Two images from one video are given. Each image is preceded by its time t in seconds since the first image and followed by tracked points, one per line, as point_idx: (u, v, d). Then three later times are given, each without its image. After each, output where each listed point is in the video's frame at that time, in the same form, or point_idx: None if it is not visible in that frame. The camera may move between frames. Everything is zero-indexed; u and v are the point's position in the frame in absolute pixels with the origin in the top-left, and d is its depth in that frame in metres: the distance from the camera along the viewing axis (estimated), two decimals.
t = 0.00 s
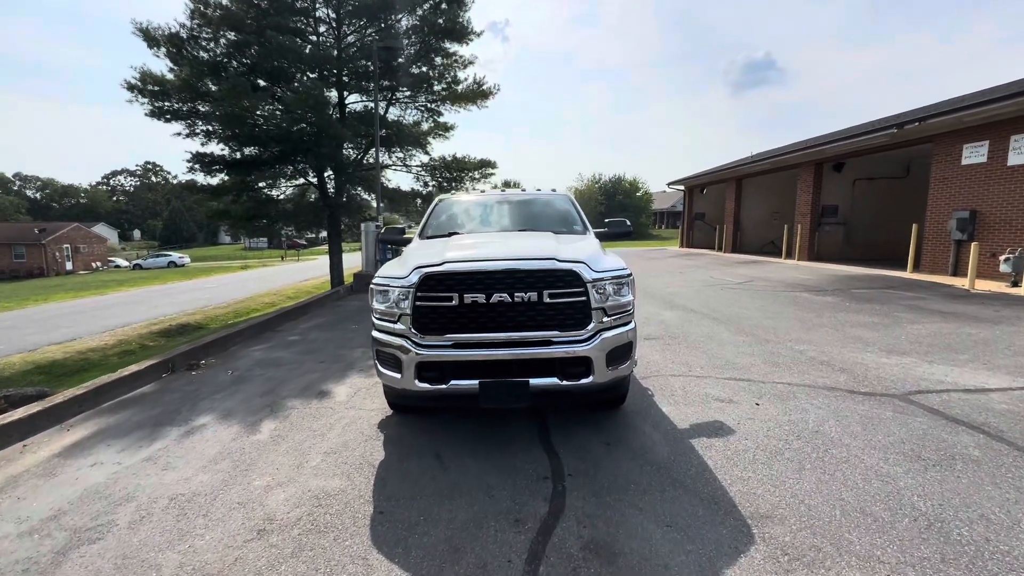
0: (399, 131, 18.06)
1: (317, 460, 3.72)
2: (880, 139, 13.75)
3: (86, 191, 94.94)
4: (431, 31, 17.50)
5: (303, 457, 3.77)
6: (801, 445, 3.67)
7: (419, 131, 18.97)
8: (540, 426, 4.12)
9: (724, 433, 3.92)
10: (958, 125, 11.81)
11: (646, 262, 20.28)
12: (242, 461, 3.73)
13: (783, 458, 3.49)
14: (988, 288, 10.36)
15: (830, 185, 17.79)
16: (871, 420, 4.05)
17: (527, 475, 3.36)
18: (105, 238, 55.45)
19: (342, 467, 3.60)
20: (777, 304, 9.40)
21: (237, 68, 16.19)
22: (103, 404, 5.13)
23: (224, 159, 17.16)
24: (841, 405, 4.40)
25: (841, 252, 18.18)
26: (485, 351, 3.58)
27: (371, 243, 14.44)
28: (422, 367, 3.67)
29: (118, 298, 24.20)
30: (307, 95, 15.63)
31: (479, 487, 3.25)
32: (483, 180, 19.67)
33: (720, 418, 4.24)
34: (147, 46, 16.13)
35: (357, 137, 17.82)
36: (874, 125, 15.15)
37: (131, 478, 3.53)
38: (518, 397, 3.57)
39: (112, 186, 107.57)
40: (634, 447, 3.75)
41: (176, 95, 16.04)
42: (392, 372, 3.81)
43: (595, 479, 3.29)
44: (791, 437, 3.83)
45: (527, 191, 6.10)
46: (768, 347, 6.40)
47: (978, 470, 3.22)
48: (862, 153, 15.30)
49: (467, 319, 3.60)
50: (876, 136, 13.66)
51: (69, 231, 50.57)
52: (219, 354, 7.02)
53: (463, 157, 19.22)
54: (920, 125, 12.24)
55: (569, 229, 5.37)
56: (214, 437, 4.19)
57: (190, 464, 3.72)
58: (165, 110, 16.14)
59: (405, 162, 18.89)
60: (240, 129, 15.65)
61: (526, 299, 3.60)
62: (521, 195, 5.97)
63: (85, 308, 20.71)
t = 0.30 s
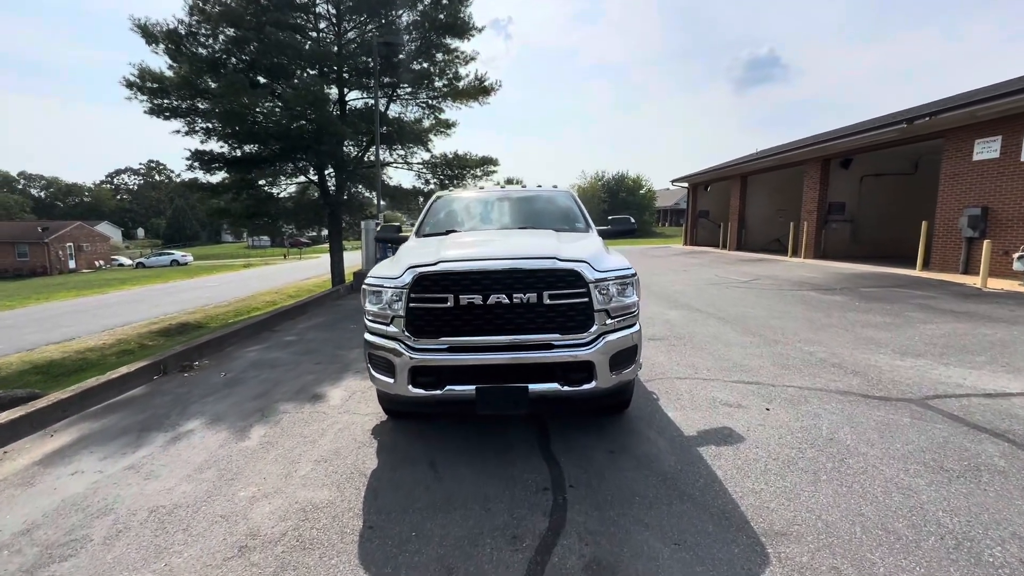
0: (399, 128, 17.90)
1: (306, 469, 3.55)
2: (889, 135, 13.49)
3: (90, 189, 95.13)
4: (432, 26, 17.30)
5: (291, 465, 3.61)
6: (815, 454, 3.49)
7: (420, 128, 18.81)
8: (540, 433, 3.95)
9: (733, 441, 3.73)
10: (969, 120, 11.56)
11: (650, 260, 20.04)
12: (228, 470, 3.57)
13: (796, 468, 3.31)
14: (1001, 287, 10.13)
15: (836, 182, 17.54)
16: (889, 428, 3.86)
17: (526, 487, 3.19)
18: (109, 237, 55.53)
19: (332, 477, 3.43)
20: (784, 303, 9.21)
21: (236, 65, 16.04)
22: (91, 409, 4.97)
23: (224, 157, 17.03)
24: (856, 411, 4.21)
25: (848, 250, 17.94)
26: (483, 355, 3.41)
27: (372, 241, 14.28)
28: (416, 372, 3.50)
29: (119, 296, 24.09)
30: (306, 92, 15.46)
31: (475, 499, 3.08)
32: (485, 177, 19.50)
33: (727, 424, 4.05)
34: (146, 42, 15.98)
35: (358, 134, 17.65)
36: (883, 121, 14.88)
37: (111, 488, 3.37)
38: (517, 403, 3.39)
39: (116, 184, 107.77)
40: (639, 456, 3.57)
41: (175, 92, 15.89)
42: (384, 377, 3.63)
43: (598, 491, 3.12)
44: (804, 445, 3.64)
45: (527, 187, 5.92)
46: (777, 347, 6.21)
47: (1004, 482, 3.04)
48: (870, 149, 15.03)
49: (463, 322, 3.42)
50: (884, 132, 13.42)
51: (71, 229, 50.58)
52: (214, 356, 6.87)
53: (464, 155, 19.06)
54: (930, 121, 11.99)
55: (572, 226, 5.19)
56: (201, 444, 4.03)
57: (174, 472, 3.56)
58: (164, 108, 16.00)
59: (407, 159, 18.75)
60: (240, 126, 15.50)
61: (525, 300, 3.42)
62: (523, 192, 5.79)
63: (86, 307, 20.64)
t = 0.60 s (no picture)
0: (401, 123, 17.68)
1: (298, 479, 3.34)
2: (901, 128, 13.17)
3: (94, 187, 95.21)
4: (434, 21, 17.05)
5: (282, 475, 3.40)
6: (840, 464, 3.27)
7: (422, 124, 18.57)
8: (546, 440, 3.73)
9: (750, 450, 3.51)
10: (985, 112, 11.25)
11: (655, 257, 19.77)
12: (216, 480, 3.37)
13: (821, 480, 3.10)
14: (1018, 284, 9.85)
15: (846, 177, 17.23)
16: (916, 435, 3.64)
17: (532, 499, 2.98)
18: (112, 234, 55.52)
19: (324, 488, 3.22)
20: (796, 301, 8.95)
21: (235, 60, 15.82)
22: (78, 412, 4.78)
23: (224, 153, 16.83)
24: (880, 416, 3.99)
25: (857, 247, 17.64)
26: (485, 358, 3.19)
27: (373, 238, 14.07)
28: (414, 377, 3.28)
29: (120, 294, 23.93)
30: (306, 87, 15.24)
31: (477, 514, 2.87)
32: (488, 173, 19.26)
33: (743, 431, 3.83)
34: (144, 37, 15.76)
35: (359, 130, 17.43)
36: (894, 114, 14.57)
37: (91, 499, 3.17)
38: (522, 410, 3.18)
39: (120, 182, 107.85)
40: (651, 465, 3.35)
41: (175, 88, 15.68)
42: (381, 381, 3.42)
43: (609, 505, 2.90)
44: (827, 455, 3.42)
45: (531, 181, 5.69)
46: (792, 348, 5.97)
47: None
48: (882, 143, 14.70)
49: (464, 323, 3.21)
50: (896, 126, 13.11)
51: (75, 227, 50.50)
52: (209, 356, 6.67)
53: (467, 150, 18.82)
54: (944, 114, 11.68)
55: (578, 222, 4.96)
56: (189, 450, 3.82)
57: (159, 482, 3.36)
58: (163, 104, 15.80)
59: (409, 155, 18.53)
60: (240, 122, 15.30)
61: (531, 300, 3.20)
62: (526, 186, 5.56)
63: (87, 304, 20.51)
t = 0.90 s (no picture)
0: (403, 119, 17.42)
1: (290, 495, 3.12)
2: (916, 122, 12.84)
3: (98, 184, 95.50)
4: (436, 15, 16.77)
5: (274, 490, 3.18)
6: (874, 481, 3.03)
7: (425, 119, 18.31)
8: (555, 453, 3.51)
9: (773, 464, 3.27)
10: (1004, 105, 10.92)
11: (661, 254, 19.50)
12: (203, 495, 3.16)
13: (854, 499, 2.86)
14: None
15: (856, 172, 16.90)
16: (952, 446, 3.41)
17: (541, 520, 2.76)
18: (116, 231, 55.57)
19: (318, 506, 3.00)
20: (810, 300, 8.68)
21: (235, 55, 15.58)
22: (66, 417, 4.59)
23: (225, 150, 16.61)
24: (910, 426, 3.75)
25: (868, 244, 17.31)
26: (490, 366, 2.96)
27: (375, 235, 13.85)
28: (413, 386, 3.06)
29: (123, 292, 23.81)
30: (306, 82, 14.98)
31: (481, 536, 2.65)
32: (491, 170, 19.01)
33: (766, 442, 3.58)
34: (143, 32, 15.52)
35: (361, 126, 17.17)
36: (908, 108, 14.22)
37: (69, 516, 2.97)
38: (530, 422, 2.95)
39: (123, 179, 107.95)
40: (670, 481, 3.11)
41: (174, 84, 15.44)
42: (378, 390, 3.20)
43: (625, 527, 2.67)
44: (858, 470, 3.18)
45: (536, 176, 5.45)
46: (809, 350, 5.73)
47: None
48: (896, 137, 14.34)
49: (467, 328, 2.98)
50: (910, 120, 12.78)
51: (78, 224, 50.40)
52: (205, 358, 6.47)
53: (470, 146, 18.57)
54: (961, 107, 11.34)
55: (586, 218, 4.73)
56: (177, 461, 3.61)
57: (142, 497, 3.15)
58: (163, 100, 15.59)
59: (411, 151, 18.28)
60: (240, 118, 15.05)
61: (539, 303, 2.97)
62: (532, 181, 5.32)
63: (89, 302, 20.40)
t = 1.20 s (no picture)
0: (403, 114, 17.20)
1: (280, 509, 2.93)
2: (926, 116, 12.57)
3: (100, 181, 95.48)
4: (437, 8, 16.49)
5: (263, 503, 3.00)
6: (902, 495, 2.84)
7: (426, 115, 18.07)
8: (560, 463, 3.31)
9: (792, 475, 3.08)
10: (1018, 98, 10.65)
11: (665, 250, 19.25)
12: (188, 509, 2.97)
13: (882, 515, 2.67)
14: None
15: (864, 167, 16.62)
16: (981, 456, 3.21)
17: (546, 538, 2.57)
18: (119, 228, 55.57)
19: (310, 521, 2.81)
20: (820, 299, 8.46)
21: (233, 49, 15.36)
22: (52, 422, 4.42)
23: (224, 145, 16.42)
24: (935, 433, 3.55)
25: (876, 240, 17.06)
26: (491, 373, 2.77)
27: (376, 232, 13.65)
28: (410, 394, 2.87)
29: (123, 289, 23.65)
30: (305, 76, 14.76)
31: (482, 556, 2.47)
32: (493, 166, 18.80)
33: (783, 452, 3.38)
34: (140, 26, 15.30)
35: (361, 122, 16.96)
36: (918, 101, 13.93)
37: (45, 532, 2.80)
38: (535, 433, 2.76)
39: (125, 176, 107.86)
40: (684, 495, 2.91)
41: (172, 78, 15.23)
42: (373, 397, 3.01)
43: (637, 547, 2.48)
44: (884, 482, 2.99)
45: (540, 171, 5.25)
46: (823, 351, 5.52)
47: None
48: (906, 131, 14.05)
49: (468, 332, 2.79)
50: (921, 114, 12.52)
51: (79, 221, 50.26)
52: (199, 359, 6.29)
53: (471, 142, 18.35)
54: (974, 100, 11.06)
55: (592, 215, 4.53)
56: (162, 471, 3.43)
57: (123, 511, 2.97)
58: (160, 95, 15.38)
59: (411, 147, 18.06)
60: (238, 114, 14.84)
61: (545, 306, 2.77)
62: (535, 176, 5.12)
63: (88, 299, 20.29)
